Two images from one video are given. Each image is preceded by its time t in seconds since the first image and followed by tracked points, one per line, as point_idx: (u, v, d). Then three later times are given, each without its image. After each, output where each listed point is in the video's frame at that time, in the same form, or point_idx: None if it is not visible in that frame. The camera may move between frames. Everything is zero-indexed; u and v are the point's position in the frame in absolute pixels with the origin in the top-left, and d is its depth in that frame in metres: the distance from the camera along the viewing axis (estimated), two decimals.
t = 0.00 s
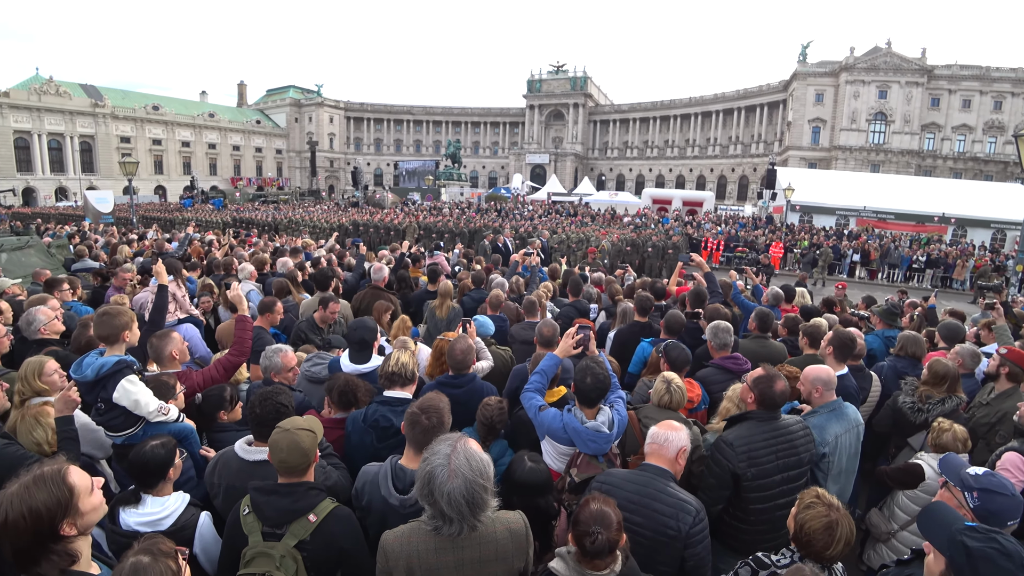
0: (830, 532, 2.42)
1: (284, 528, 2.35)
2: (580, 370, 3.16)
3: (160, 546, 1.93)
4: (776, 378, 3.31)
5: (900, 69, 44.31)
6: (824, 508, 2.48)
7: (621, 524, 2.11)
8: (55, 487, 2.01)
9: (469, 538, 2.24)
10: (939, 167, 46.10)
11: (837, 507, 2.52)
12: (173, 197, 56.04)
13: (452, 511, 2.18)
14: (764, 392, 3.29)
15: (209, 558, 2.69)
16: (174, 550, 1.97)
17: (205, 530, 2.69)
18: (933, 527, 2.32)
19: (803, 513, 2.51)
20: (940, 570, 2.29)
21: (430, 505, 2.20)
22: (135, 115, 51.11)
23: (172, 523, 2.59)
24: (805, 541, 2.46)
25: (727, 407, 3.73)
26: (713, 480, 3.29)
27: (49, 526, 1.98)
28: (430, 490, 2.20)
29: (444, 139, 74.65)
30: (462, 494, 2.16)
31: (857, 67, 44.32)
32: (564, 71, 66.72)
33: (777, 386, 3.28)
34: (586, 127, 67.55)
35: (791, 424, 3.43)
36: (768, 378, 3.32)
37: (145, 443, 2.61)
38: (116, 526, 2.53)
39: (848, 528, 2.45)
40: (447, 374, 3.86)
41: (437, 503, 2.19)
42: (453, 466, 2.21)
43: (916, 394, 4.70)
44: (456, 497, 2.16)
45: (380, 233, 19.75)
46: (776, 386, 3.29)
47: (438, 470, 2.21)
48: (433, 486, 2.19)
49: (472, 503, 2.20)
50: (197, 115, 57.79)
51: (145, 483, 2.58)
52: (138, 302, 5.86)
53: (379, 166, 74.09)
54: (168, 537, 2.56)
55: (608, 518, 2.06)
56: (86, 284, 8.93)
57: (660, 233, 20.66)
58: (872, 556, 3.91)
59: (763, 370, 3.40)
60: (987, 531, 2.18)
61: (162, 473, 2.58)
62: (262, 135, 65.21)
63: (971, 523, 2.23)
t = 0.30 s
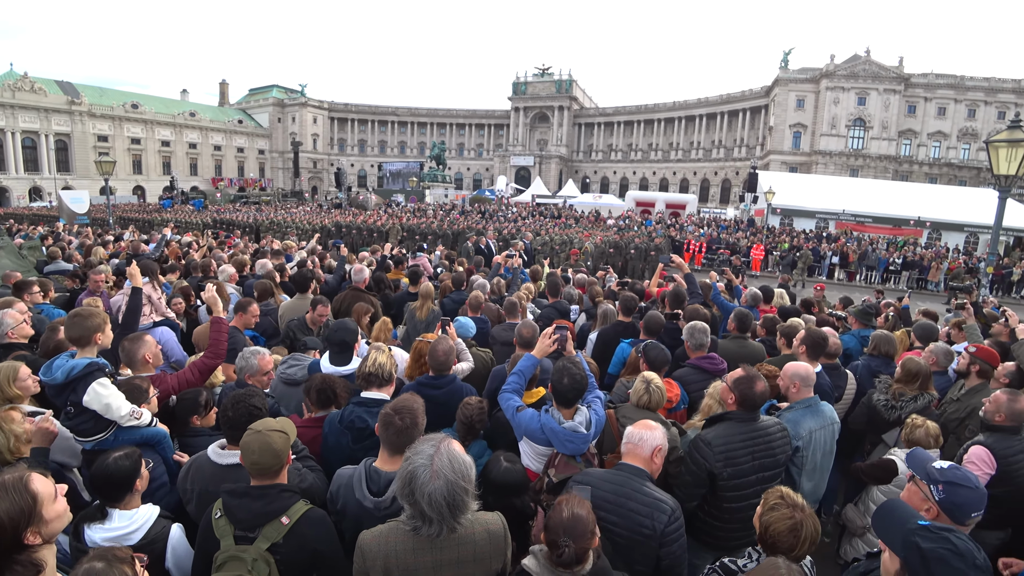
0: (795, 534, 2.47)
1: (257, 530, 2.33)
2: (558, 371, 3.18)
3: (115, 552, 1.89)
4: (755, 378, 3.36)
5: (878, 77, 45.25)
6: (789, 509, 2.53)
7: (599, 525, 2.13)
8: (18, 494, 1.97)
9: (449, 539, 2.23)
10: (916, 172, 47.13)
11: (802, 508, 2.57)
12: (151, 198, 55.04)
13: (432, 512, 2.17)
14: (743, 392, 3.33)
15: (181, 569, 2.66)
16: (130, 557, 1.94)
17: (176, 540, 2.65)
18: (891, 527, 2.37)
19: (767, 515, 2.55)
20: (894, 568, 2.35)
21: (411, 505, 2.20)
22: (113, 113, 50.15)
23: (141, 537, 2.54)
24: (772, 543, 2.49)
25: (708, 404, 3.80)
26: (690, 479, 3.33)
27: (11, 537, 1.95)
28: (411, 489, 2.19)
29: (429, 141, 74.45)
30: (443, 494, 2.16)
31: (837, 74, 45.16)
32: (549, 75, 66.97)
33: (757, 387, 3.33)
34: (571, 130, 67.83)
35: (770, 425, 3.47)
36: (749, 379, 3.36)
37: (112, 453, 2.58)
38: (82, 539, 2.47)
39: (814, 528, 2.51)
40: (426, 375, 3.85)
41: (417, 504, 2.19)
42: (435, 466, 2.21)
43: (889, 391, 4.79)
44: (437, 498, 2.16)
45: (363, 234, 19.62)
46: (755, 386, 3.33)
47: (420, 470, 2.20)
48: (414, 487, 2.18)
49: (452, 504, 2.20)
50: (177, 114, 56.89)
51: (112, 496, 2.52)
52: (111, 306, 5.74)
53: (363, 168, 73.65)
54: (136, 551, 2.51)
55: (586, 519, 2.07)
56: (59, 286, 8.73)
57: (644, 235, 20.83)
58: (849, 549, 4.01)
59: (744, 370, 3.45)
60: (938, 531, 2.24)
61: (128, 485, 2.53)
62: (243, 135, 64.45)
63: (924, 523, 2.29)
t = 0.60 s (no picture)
0: (752, 532, 2.56)
1: (224, 534, 2.33)
2: (526, 372, 3.21)
3: (71, 560, 1.91)
4: (712, 379, 3.45)
5: (848, 80, 46.42)
6: (746, 508, 2.62)
7: (561, 523, 2.16)
8: None
9: (412, 539, 2.25)
10: (885, 172, 48.42)
11: (761, 506, 2.65)
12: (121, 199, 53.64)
13: (394, 511, 2.20)
14: (702, 395, 3.41)
15: None
16: (88, 565, 1.96)
17: (142, 549, 2.63)
18: (842, 525, 2.46)
19: (727, 513, 2.64)
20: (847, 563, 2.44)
21: (372, 505, 2.22)
22: (80, 112, 48.83)
23: (106, 549, 2.50)
24: (730, 540, 2.58)
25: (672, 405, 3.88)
26: (657, 484, 3.38)
27: None
28: (371, 491, 2.21)
29: (406, 142, 74.04)
30: (402, 493, 2.18)
31: (809, 76, 46.21)
32: (526, 76, 67.17)
33: (714, 388, 3.42)
34: (549, 131, 68.10)
35: (731, 424, 3.56)
36: (705, 381, 3.46)
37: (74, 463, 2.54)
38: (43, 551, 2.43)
39: (771, 524, 2.59)
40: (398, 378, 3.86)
41: (378, 505, 2.21)
42: (393, 465, 2.23)
43: (856, 387, 4.94)
44: (397, 497, 2.18)
45: (340, 236, 19.45)
46: (712, 387, 3.42)
47: (379, 470, 2.22)
48: (374, 487, 2.20)
49: (413, 502, 2.22)
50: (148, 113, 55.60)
51: (74, 507, 2.48)
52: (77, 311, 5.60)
53: (340, 169, 72.93)
54: (100, 561, 2.48)
55: (547, 516, 2.10)
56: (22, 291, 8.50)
57: (620, 235, 21.05)
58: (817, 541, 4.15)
59: (701, 372, 3.53)
60: (887, 528, 2.34)
61: (90, 496, 2.49)
62: (217, 135, 63.30)
63: (875, 521, 2.38)
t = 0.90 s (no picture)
0: (718, 524, 2.61)
1: (188, 540, 2.28)
2: (494, 371, 3.21)
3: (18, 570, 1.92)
4: (676, 376, 3.49)
5: (817, 83, 47.61)
6: (712, 500, 2.68)
7: (521, 530, 2.18)
8: None
9: (375, 541, 2.26)
10: (853, 173, 49.75)
11: (726, 498, 2.72)
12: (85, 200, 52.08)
13: (354, 513, 2.20)
14: (665, 393, 3.46)
15: None
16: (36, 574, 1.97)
17: (102, 552, 2.56)
18: (795, 520, 2.53)
19: (693, 507, 2.70)
20: (800, 558, 2.51)
21: (332, 509, 2.21)
22: (41, 110, 47.33)
23: (64, 551, 2.44)
24: (696, 533, 2.65)
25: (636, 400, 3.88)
26: (626, 485, 3.42)
27: None
28: (331, 493, 2.21)
29: (381, 142, 73.42)
30: (362, 494, 2.18)
31: (779, 79, 47.30)
32: (502, 76, 67.25)
33: (677, 385, 3.47)
34: (524, 132, 68.26)
35: (699, 421, 3.62)
36: (669, 378, 3.50)
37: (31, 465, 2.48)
38: None
39: (732, 519, 2.65)
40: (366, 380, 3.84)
41: (339, 507, 2.20)
42: (352, 467, 2.22)
43: (824, 380, 5.08)
44: (356, 499, 2.18)
45: (313, 238, 19.24)
46: (676, 385, 3.47)
47: (338, 473, 2.22)
48: (333, 490, 2.20)
49: (373, 505, 2.22)
50: (114, 112, 54.13)
51: (27, 513, 2.41)
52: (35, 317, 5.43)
53: (314, 169, 71.96)
54: (57, 566, 2.41)
55: (504, 523, 2.12)
56: None
57: (595, 235, 21.25)
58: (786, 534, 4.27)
59: (665, 371, 3.57)
60: (838, 524, 2.42)
61: (48, 500, 2.43)
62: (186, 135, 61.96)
63: (826, 515, 2.47)
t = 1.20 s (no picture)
0: (688, 517, 2.66)
1: (157, 545, 2.24)
2: (470, 369, 3.21)
3: None
4: (660, 386, 3.49)
5: (790, 84, 48.61)
6: (681, 494, 2.72)
7: (494, 531, 2.19)
8: None
9: (352, 541, 2.24)
10: (825, 172, 50.86)
11: (695, 492, 2.76)
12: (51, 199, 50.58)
13: (332, 512, 2.18)
14: (648, 401, 3.48)
15: None
16: None
17: (71, 556, 2.49)
18: (761, 517, 2.60)
19: (663, 501, 2.74)
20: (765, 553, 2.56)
21: (308, 507, 2.19)
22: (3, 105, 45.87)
23: (32, 557, 2.36)
24: (667, 528, 2.69)
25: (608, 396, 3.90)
26: (604, 491, 3.45)
27: None
28: (308, 491, 2.18)
29: (358, 140, 72.67)
30: (340, 493, 2.16)
31: (754, 80, 48.18)
32: (480, 74, 67.12)
33: (661, 394, 3.46)
34: (503, 130, 68.23)
35: (679, 430, 3.66)
36: (653, 388, 3.49)
37: None
38: None
39: (703, 514, 2.70)
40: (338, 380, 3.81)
41: (315, 506, 2.19)
42: (330, 465, 2.21)
43: (796, 376, 5.20)
44: (334, 498, 2.16)
45: (289, 237, 19.00)
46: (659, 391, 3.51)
47: (316, 471, 2.20)
48: (310, 488, 2.17)
49: (351, 504, 2.21)
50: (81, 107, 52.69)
51: None
52: None
53: (290, 167, 70.96)
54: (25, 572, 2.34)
55: (478, 526, 2.13)
56: None
57: (573, 233, 21.39)
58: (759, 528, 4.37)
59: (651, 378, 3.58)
60: (800, 522, 2.49)
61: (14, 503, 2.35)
62: (157, 131, 60.63)
63: (789, 512, 2.54)
